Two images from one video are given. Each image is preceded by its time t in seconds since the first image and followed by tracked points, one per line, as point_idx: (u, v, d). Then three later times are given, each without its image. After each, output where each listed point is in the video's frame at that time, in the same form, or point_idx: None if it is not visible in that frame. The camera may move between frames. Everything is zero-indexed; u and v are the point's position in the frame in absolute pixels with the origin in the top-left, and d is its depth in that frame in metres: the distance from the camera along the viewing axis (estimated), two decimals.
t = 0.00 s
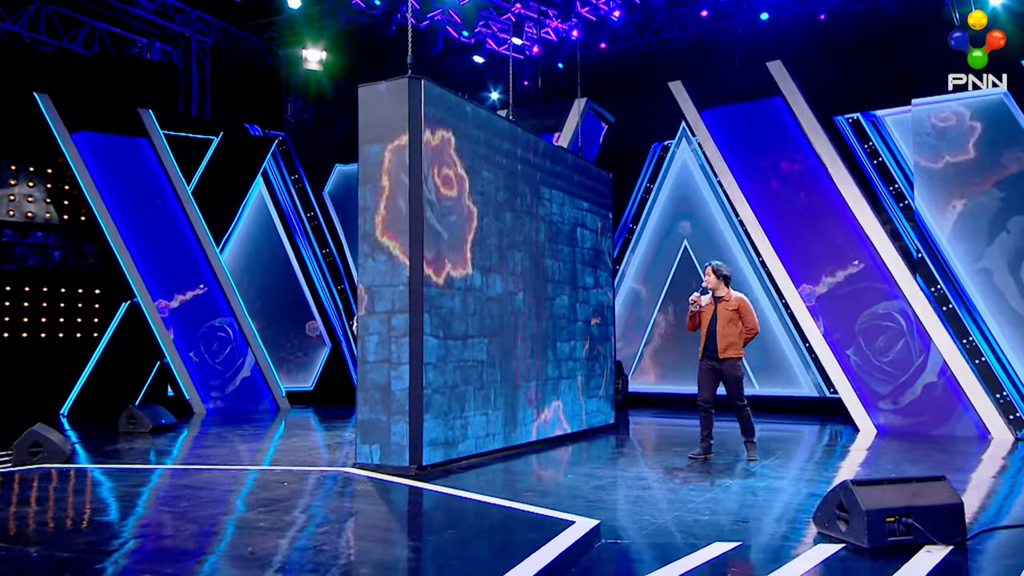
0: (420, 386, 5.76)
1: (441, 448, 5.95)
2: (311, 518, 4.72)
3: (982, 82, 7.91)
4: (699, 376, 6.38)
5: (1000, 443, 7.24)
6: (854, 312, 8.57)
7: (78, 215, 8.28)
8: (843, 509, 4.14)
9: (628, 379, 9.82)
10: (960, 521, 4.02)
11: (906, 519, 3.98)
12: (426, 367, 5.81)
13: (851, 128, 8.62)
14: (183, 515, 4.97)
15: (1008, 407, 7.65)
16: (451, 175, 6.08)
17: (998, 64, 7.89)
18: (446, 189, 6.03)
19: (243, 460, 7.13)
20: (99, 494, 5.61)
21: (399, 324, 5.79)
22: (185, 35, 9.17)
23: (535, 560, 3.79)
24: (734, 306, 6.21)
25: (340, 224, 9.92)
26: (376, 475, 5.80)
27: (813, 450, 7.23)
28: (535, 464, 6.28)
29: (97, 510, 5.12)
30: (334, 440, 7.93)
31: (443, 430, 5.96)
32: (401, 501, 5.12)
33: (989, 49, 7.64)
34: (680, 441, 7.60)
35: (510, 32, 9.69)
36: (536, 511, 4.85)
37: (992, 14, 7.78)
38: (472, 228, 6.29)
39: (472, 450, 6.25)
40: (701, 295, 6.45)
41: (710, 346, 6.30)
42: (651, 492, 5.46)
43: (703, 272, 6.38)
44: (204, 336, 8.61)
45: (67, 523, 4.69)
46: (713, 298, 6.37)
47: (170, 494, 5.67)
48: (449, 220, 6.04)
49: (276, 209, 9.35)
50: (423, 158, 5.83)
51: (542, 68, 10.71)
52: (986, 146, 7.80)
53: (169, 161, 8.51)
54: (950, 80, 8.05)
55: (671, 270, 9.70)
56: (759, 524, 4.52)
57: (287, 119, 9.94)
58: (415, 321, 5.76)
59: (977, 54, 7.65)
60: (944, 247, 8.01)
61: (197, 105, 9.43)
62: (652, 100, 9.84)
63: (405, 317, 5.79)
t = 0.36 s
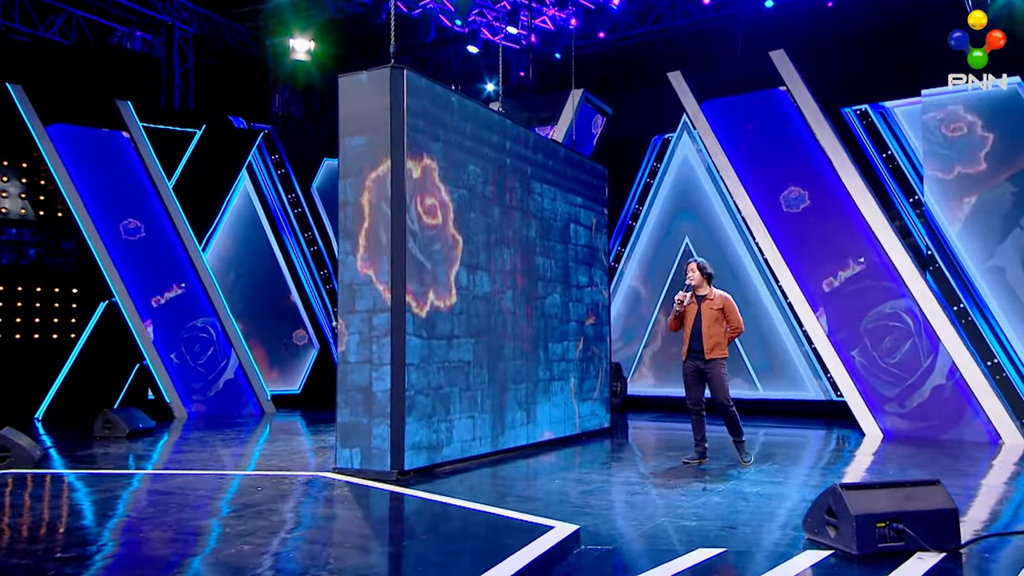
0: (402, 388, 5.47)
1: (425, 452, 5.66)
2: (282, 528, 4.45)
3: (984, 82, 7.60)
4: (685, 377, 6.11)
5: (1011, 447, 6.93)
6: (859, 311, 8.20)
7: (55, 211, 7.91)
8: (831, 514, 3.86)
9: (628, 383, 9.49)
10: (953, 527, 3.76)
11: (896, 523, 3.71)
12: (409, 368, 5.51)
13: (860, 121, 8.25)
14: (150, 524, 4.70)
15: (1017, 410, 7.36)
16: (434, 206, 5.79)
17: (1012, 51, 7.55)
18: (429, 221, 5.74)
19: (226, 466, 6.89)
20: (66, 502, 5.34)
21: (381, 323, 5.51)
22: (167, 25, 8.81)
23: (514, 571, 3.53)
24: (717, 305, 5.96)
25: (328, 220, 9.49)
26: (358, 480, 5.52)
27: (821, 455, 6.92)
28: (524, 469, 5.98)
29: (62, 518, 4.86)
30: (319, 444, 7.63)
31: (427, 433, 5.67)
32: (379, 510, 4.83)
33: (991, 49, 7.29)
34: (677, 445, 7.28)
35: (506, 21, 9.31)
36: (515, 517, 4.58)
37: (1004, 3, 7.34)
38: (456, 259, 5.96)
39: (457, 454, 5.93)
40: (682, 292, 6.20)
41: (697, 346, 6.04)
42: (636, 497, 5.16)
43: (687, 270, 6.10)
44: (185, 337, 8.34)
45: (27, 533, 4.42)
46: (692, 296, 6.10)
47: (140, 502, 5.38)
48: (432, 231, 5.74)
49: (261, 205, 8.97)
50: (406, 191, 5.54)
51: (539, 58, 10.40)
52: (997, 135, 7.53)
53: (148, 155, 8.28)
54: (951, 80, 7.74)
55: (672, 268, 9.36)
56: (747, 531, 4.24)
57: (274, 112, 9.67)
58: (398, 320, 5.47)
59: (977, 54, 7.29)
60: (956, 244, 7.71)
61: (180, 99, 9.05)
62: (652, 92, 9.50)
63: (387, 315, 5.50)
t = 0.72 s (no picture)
0: (384, 391, 5.18)
1: (409, 456, 5.36)
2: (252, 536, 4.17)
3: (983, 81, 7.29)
4: (681, 378, 5.81)
5: None
6: (867, 311, 7.86)
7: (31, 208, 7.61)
8: (820, 519, 3.68)
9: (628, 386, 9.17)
10: (948, 532, 3.57)
11: (887, 528, 3.53)
12: (392, 369, 5.22)
13: (870, 113, 7.91)
14: (115, 532, 4.42)
15: None
16: (419, 237, 5.49)
17: None
18: (413, 265, 5.43)
19: (211, 471, 6.61)
20: (31, 509, 5.06)
21: (363, 323, 5.22)
22: (149, 12, 8.47)
23: None
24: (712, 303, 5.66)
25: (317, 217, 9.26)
26: (339, 484, 5.24)
27: (828, 459, 6.64)
28: (513, 474, 5.68)
29: (23, 526, 4.58)
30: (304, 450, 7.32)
31: (411, 437, 5.37)
32: (357, 518, 4.54)
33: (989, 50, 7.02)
34: (676, 450, 6.96)
35: (502, 9, 9.15)
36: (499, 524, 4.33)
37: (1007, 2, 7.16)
38: (441, 304, 5.65)
39: (443, 459, 5.63)
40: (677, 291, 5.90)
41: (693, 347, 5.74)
42: (626, 502, 4.89)
43: (679, 267, 5.81)
44: (167, 338, 8.05)
45: None
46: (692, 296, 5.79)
47: (110, 509, 5.10)
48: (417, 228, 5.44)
49: (249, 203, 8.71)
50: (389, 232, 5.24)
51: (536, 49, 10.00)
52: (1009, 129, 7.20)
53: (128, 149, 7.96)
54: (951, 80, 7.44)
55: (674, 265, 9.04)
56: (737, 536, 4.00)
57: (262, 104, 9.22)
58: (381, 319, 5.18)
59: (976, 54, 7.02)
60: (968, 240, 7.38)
61: (163, 90, 8.72)
62: (652, 83, 9.15)
63: (370, 314, 5.20)
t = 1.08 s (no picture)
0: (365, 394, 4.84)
1: (391, 462, 5.02)
2: (219, 545, 3.85)
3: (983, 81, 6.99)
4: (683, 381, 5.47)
5: None
6: (877, 310, 7.48)
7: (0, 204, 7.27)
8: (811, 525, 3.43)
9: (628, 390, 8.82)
10: (945, 541, 3.33)
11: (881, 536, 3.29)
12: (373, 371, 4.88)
13: (882, 102, 7.51)
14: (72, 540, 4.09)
15: None
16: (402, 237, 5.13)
17: None
18: (395, 290, 5.08)
19: (191, 477, 6.25)
20: None
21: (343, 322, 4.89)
22: None
23: None
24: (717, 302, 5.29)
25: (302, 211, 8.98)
26: (318, 492, 4.89)
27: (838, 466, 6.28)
28: (502, 480, 5.33)
29: None
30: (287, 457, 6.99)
31: (393, 442, 5.03)
32: (332, 525, 4.21)
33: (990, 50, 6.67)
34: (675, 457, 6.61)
35: None
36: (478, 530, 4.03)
37: None
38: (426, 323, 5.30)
39: (428, 465, 5.29)
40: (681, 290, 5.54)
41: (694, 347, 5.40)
42: (621, 509, 4.56)
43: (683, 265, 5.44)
44: (148, 342, 7.74)
45: None
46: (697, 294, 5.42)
47: (73, 516, 4.76)
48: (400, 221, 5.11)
49: (231, 196, 8.42)
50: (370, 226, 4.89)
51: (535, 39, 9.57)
52: None
53: (103, 141, 7.68)
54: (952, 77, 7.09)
55: (676, 262, 8.68)
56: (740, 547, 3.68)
57: (246, 93, 8.82)
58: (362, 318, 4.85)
59: (976, 54, 6.60)
60: (983, 236, 7.02)
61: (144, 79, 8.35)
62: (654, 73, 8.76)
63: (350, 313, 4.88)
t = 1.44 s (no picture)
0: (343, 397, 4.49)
1: (371, 468, 4.66)
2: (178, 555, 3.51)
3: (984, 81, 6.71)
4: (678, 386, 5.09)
5: None
6: (887, 310, 7.10)
7: None
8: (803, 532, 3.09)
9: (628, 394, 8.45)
10: (943, 550, 3.01)
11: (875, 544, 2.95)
12: (352, 373, 4.53)
13: (895, 91, 7.10)
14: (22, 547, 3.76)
15: None
16: (383, 228, 4.77)
17: None
18: (377, 281, 4.72)
19: (168, 484, 5.89)
20: None
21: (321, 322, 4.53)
22: None
23: None
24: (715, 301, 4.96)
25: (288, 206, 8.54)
26: (294, 498, 4.53)
27: (850, 472, 5.91)
28: (489, 487, 4.98)
29: None
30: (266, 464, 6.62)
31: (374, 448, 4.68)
32: (303, 533, 3.86)
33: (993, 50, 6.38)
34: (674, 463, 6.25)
35: None
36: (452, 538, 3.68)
37: None
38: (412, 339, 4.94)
39: (411, 471, 4.93)
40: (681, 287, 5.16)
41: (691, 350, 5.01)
42: (616, 517, 4.21)
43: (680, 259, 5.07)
44: (122, 342, 7.45)
45: None
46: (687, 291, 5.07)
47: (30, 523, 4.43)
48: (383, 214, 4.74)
49: (212, 191, 7.97)
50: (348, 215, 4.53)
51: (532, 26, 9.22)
52: None
53: (75, 133, 7.35)
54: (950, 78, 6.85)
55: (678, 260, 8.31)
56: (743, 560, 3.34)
57: (229, 82, 8.44)
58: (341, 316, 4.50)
59: (976, 54, 6.27)
60: (999, 232, 6.65)
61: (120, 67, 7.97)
62: (654, 60, 8.37)
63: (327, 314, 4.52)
